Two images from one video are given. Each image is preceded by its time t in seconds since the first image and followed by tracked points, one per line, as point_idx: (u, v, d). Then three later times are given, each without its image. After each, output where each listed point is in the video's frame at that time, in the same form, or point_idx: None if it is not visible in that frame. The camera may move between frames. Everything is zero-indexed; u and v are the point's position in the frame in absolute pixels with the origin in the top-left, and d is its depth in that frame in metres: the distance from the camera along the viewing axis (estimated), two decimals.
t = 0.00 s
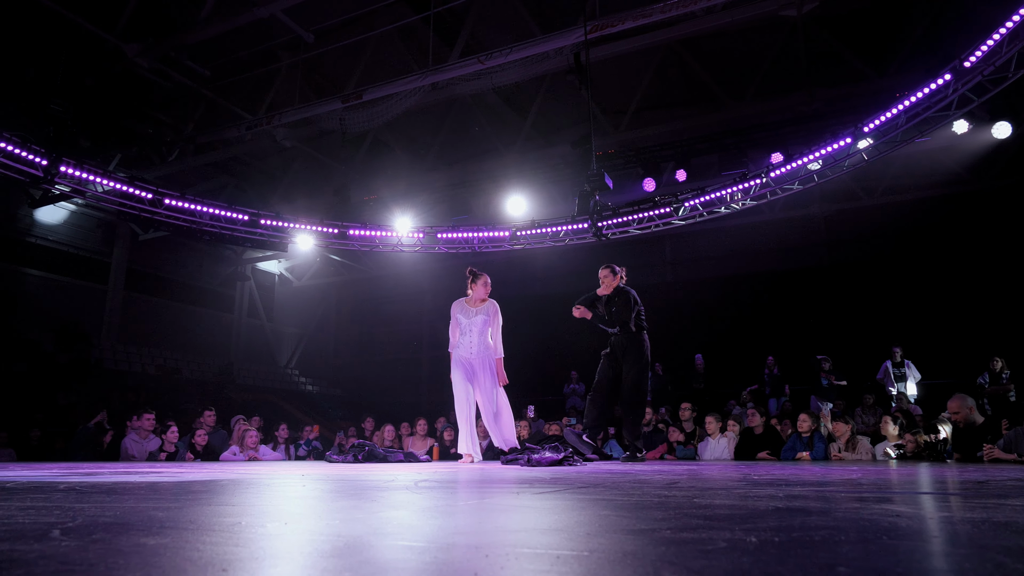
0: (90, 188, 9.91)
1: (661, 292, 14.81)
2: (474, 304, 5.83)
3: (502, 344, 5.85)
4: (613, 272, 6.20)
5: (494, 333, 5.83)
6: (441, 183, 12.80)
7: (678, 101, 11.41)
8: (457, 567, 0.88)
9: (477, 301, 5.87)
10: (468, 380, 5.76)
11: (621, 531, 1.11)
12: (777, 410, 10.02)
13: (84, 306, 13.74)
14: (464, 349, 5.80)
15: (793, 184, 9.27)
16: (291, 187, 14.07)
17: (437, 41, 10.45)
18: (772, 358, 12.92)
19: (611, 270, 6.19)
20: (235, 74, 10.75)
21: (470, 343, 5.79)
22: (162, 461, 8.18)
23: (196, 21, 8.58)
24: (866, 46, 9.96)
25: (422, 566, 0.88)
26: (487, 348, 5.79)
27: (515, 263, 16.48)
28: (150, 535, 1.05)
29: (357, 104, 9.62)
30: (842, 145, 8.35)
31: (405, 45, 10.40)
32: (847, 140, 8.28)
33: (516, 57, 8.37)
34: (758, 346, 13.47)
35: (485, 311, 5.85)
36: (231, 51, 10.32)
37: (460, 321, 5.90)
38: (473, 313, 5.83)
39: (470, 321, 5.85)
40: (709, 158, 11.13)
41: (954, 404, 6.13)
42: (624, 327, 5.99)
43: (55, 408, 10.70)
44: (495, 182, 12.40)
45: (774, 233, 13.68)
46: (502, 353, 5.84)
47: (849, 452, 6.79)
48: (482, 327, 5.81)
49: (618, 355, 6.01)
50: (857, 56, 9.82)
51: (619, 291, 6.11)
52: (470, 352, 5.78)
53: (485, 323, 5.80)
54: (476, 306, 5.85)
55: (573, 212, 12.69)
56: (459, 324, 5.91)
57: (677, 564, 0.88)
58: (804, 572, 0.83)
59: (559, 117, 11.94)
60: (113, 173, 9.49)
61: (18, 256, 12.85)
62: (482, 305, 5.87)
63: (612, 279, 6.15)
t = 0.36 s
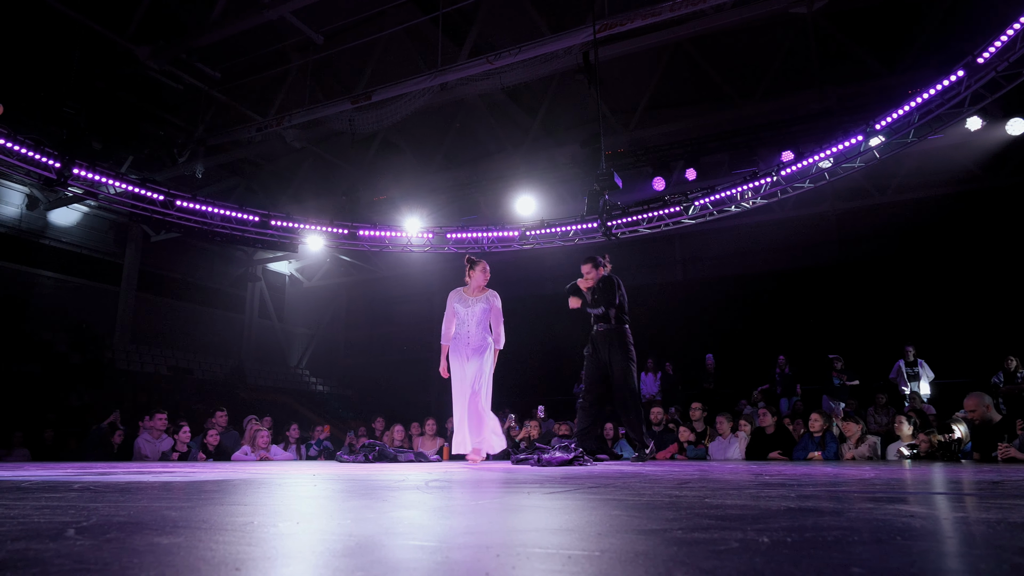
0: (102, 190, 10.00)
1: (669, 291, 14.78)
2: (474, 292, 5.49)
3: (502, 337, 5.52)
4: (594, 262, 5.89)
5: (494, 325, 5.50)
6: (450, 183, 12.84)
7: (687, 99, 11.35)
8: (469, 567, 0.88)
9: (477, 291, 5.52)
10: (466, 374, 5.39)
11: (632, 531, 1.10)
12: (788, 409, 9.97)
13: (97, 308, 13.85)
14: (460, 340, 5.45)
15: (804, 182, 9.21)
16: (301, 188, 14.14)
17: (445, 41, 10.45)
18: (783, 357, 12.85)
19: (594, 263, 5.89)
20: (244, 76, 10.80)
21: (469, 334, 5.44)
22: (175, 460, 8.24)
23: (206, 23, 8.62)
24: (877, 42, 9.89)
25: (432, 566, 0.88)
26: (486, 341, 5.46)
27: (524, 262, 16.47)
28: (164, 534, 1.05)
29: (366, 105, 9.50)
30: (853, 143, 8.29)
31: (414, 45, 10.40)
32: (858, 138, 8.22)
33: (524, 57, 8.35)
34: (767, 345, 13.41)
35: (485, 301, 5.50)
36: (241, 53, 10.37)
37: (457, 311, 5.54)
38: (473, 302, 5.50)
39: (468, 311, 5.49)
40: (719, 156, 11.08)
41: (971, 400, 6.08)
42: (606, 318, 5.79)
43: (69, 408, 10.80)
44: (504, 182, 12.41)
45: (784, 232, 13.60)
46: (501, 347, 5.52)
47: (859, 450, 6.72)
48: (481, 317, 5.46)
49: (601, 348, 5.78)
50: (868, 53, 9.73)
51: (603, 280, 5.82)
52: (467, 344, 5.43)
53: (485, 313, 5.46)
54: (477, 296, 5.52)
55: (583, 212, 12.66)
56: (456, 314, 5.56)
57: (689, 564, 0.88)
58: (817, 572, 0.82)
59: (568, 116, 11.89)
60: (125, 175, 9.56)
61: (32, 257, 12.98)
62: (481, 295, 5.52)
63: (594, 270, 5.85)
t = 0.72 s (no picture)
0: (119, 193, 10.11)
1: (681, 290, 14.73)
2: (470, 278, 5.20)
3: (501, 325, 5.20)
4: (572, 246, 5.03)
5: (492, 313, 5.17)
6: (463, 183, 12.88)
7: (699, 97, 11.30)
8: (485, 566, 0.88)
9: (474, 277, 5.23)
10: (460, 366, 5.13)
11: (648, 532, 1.09)
12: (805, 409, 9.90)
13: (114, 309, 14.00)
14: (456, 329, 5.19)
15: (820, 180, 9.15)
16: (314, 189, 14.24)
17: (457, 41, 10.45)
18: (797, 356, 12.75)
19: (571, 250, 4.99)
20: (258, 79, 10.88)
21: (464, 322, 5.18)
22: (192, 460, 8.32)
23: (221, 26, 8.69)
24: (891, 38, 9.79)
25: (447, 566, 0.88)
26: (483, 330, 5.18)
27: (537, 262, 16.48)
28: (181, 534, 1.06)
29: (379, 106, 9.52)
30: (869, 140, 8.22)
31: (426, 45, 10.43)
32: (874, 135, 8.15)
33: (537, 57, 8.34)
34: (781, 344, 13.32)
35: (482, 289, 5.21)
36: (254, 56, 10.44)
37: (454, 299, 5.29)
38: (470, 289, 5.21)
39: (465, 299, 5.21)
40: (732, 154, 11.02)
41: (993, 399, 5.96)
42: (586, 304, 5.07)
43: (88, 408, 10.92)
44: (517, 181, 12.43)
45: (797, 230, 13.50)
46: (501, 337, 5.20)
47: (876, 449, 6.68)
48: (477, 305, 5.16)
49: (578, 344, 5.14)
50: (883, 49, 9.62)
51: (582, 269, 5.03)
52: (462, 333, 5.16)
53: (482, 301, 5.15)
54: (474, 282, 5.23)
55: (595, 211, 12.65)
56: (452, 302, 5.30)
57: (705, 564, 0.87)
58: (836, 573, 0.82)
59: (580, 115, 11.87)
60: (141, 178, 9.66)
61: (51, 260, 13.14)
62: (480, 282, 5.24)
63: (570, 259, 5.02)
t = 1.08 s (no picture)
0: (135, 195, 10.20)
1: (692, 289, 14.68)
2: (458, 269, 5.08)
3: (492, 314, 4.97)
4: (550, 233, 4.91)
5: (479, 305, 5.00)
6: (474, 183, 12.88)
7: (709, 95, 11.25)
8: (497, 567, 0.88)
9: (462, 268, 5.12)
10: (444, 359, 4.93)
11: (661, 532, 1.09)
12: (819, 409, 9.83)
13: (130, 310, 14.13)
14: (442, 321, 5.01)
15: (834, 177, 9.08)
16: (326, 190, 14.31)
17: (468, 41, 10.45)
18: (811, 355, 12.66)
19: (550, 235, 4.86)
20: (270, 81, 10.95)
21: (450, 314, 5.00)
22: (206, 460, 8.39)
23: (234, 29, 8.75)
24: (905, 33, 9.70)
25: (459, 566, 0.87)
26: (472, 319, 4.96)
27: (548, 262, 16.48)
28: (197, 533, 1.07)
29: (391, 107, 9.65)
30: (884, 136, 8.15)
31: (436, 45, 10.43)
32: (890, 131, 8.08)
33: (548, 55, 8.33)
34: (794, 343, 13.23)
35: (470, 279, 5.08)
36: (266, 58, 10.50)
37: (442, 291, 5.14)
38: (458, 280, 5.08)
39: (452, 290, 5.08)
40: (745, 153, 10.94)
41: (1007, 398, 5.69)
42: (557, 296, 4.85)
43: (105, 408, 11.02)
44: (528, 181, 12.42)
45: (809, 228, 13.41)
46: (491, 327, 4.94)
47: (893, 449, 6.61)
48: (465, 297, 5.01)
49: (547, 333, 4.81)
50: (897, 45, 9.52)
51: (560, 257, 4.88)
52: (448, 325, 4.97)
53: (470, 292, 5.01)
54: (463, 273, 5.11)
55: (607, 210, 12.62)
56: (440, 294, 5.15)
57: (721, 565, 0.87)
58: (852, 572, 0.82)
59: (591, 114, 11.84)
60: (156, 180, 9.74)
61: (68, 261, 13.27)
62: (468, 272, 5.12)
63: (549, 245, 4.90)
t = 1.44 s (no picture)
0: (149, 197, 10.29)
1: (702, 289, 14.63)
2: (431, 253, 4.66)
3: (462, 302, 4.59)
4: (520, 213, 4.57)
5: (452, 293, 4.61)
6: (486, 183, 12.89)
7: (719, 93, 11.19)
8: (508, 566, 0.88)
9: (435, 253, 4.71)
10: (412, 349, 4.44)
11: (674, 532, 1.09)
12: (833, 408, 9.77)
13: (144, 311, 14.25)
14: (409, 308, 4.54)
15: (847, 175, 9.02)
16: (337, 191, 14.36)
17: (479, 42, 10.46)
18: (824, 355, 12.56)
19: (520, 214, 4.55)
20: (282, 83, 11.01)
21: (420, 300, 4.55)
22: (220, 459, 8.45)
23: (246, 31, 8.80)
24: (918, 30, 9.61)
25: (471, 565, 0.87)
26: (442, 304, 4.55)
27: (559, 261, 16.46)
28: (211, 533, 1.07)
29: (402, 108, 9.74)
30: (898, 133, 8.09)
31: (447, 46, 10.44)
32: (904, 128, 8.02)
33: (558, 55, 8.33)
34: (805, 343, 13.15)
35: (443, 264, 4.68)
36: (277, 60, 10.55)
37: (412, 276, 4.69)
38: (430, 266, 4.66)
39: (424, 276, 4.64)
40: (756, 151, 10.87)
41: None
42: (529, 279, 4.44)
43: (120, 409, 11.14)
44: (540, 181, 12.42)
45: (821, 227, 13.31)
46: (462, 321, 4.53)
47: (908, 449, 6.55)
48: (438, 283, 4.59)
49: (520, 322, 4.42)
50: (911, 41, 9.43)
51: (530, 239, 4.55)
52: (416, 312, 4.51)
53: (444, 279, 4.60)
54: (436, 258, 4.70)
55: (618, 210, 12.60)
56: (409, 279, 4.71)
57: (734, 565, 0.87)
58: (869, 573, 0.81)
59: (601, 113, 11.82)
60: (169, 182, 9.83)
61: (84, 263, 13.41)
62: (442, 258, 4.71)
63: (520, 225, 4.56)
